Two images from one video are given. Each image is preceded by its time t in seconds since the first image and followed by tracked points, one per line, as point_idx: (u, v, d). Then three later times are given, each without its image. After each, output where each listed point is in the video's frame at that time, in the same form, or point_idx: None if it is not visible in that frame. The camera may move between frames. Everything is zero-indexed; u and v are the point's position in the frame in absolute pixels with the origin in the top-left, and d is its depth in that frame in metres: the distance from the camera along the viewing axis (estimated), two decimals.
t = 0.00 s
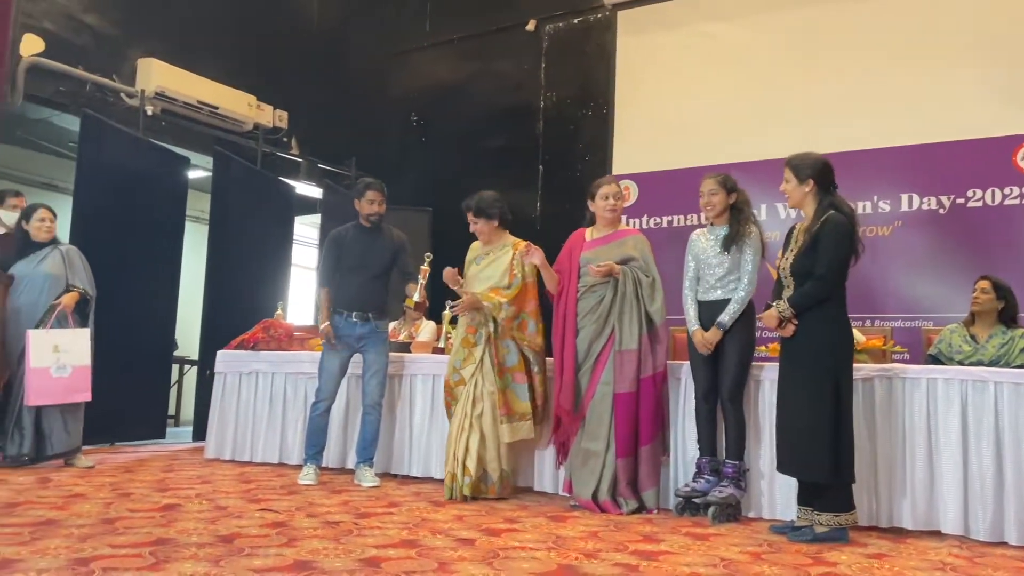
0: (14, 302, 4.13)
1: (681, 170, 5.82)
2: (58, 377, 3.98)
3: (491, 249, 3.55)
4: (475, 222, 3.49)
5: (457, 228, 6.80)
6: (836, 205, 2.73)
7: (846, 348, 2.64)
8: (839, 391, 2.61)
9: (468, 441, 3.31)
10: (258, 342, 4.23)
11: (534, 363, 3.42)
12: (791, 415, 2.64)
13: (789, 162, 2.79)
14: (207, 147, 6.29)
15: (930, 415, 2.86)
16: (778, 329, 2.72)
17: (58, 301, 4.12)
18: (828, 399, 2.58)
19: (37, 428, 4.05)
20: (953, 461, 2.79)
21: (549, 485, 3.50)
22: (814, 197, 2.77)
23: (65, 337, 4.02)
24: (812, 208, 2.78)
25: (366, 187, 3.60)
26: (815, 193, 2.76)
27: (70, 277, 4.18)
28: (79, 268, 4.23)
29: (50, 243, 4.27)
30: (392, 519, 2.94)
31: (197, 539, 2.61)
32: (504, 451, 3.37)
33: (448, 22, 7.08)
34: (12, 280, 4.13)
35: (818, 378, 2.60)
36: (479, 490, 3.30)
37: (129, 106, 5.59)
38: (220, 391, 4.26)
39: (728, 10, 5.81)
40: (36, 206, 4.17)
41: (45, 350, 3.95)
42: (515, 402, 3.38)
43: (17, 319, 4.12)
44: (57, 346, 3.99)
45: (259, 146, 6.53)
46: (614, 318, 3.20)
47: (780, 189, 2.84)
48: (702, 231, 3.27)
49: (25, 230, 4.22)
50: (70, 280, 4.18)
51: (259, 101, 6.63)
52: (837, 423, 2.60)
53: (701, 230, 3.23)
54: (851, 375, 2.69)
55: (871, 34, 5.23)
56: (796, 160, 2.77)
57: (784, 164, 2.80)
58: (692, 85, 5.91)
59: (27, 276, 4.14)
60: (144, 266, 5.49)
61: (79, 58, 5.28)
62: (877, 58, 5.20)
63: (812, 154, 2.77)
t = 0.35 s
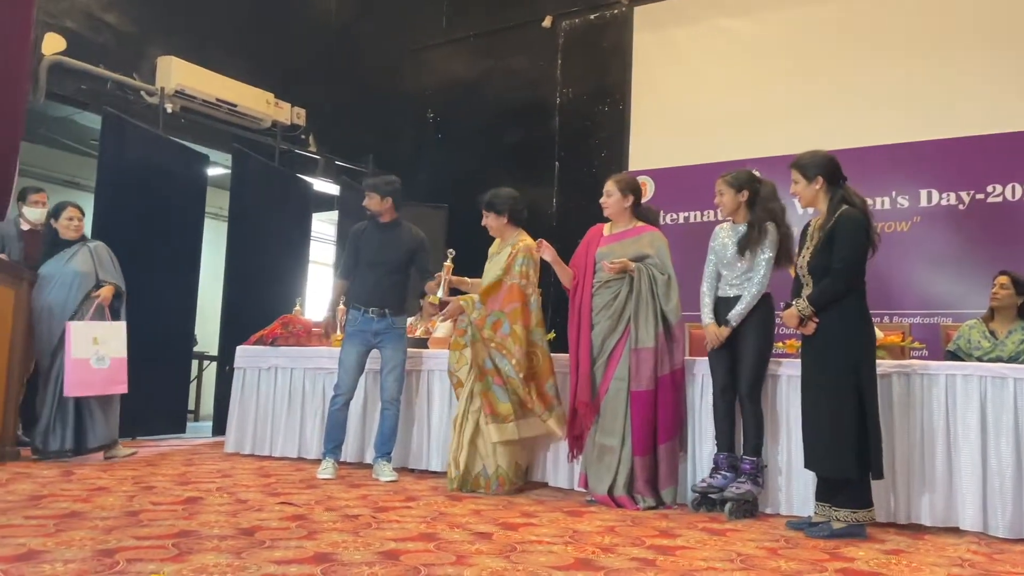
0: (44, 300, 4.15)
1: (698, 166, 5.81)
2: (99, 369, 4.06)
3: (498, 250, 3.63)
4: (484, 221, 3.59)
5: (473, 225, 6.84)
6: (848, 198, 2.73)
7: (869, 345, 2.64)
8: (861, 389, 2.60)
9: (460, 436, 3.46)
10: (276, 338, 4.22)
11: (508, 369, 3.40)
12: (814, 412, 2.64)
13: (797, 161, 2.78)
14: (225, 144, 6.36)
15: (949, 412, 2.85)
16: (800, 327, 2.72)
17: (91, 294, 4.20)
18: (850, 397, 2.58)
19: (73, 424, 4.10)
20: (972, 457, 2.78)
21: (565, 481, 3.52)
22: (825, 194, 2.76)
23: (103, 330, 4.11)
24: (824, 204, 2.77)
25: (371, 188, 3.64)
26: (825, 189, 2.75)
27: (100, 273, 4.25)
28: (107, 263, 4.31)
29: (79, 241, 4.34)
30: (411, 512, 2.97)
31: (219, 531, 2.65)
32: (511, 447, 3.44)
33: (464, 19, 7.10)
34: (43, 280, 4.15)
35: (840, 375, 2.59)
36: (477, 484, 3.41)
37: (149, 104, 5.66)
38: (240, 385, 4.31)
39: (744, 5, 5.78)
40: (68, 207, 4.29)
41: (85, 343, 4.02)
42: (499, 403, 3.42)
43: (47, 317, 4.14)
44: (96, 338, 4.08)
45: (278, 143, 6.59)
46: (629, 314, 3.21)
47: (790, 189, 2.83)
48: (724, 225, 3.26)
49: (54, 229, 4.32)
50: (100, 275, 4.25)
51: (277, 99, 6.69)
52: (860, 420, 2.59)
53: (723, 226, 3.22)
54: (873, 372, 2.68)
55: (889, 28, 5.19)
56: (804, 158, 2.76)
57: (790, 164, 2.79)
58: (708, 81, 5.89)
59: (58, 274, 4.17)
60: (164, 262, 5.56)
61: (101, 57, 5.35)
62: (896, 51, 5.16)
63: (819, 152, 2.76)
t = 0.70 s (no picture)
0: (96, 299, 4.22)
1: (709, 162, 5.84)
2: (140, 357, 4.04)
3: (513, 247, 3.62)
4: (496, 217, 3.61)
5: (484, 222, 6.89)
6: (866, 194, 2.75)
7: (875, 341, 2.66)
8: (867, 384, 2.63)
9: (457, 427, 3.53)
10: (291, 334, 4.31)
11: (505, 366, 3.45)
12: (821, 408, 2.66)
13: (816, 157, 2.80)
14: (238, 141, 6.41)
15: (959, 407, 2.87)
16: (807, 321, 2.76)
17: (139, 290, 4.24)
18: (855, 392, 2.60)
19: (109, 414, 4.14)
20: (982, 451, 2.81)
21: (577, 475, 3.57)
22: (845, 188, 2.78)
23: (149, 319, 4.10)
24: (843, 200, 2.79)
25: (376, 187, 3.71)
26: (845, 184, 2.77)
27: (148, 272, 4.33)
28: (156, 264, 4.41)
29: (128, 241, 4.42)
30: (425, 505, 3.01)
31: (238, 522, 2.69)
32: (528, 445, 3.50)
33: (476, 17, 7.14)
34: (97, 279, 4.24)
35: (845, 370, 2.62)
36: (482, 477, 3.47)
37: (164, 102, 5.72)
38: (254, 380, 4.37)
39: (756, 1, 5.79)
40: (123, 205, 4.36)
41: (132, 331, 4.01)
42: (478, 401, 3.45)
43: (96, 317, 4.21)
44: (142, 327, 4.07)
45: (290, 140, 6.64)
46: (636, 311, 3.24)
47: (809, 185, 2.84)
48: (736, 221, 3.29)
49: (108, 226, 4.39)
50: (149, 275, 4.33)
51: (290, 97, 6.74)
52: (865, 416, 2.61)
53: (735, 221, 3.26)
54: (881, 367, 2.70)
55: (900, 25, 5.20)
56: (823, 154, 2.78)
57: (809, 161, 2.81)
58: (719, 78, 5.91)
59: (110, 273, 4.25)
60: (179, 258, 5.63)
61: (116, 56, 5.41)
62: (907, 47, 5.16)
63: (839, 148, 2.78)
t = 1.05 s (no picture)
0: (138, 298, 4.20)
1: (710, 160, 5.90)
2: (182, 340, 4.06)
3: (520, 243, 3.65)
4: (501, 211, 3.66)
5: (488, 219, 6.95)
6: (867, 194, 2.79)
7: (865, 339, 2.71)
8: (857, 380, 2.69)
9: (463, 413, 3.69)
10: (296, 330, 4.40)
11: (502, 356, 3.51)
12: (813, 405, 2.72)
13: (819, 156, 2.84)
14: (242, 140, 6.48)
15: (951, 403, 2.93)
16: (800, 316, 2.81)
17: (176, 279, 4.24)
18: (846, 388, 2.66)
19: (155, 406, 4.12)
20: (972, 445, 2.87)
21: (577, 470, 3.63)
22: (847, 187, 2.83)
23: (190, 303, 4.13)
24: (844, 199, 2.84)
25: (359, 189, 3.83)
26: (847, 183, 2.82)
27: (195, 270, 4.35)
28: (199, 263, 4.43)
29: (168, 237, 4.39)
30: (426, 498, 3.08)
31: (244, 514, 2.76)
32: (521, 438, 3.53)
33: (479, 16, 7.21)
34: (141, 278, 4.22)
35: (837, 368, 2.67)
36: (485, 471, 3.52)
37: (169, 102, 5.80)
38: (259, 376, 4.44)
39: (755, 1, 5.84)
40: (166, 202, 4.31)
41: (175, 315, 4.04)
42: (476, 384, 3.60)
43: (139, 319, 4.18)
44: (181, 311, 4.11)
45: (294, 139, 6.71)
46: (634, 308, 3.31)
47: (812, 183, 2.89)
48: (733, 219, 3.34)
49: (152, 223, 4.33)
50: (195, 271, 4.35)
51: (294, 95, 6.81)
52: (855, 412, 2.67)
53: (732, 219, 3.31)
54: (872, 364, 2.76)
55: (899, 25, 5.25)
56: (827, 154, 2.83)
57: (812, 160, 2.86)
58: (718, 77, 5.96)
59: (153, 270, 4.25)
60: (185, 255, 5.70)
61: (123, 55, 5.47)
62: (905, 47, 5.22)
63: (842, 147, 2.83)
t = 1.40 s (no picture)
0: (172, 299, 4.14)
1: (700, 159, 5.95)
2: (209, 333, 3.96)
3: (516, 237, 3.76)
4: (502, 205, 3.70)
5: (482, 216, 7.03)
6: (850, 195, 2.87)
7: (844, 336, 2.80)
8: (836, 375, 2.78)
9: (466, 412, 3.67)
10: (291, 327, 4.45)
11: (518, 343, 3.58)
12: (793, 398, 2.80)
13: (805, 157, 2.91)
14: (239, 139, 6.54)
15: (929, 397, 3.01)
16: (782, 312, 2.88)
17: (212, 276, 4.20)
18: (825, 382, 2.74)
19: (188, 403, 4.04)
20: (949, 439, 2.95)
21: (567, 463, 3.71)
22: (831, 187, 2.90)
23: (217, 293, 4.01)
24: (829, 199, 2.91)
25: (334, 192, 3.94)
26: (832, 184, 2.89)
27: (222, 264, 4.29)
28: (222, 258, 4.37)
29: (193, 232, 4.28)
30: (418, 490, 3.16)
31: (240, 505, 2.83)
32: (509, 430, 3.60)
33: (473, 15, 7.27)
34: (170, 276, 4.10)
35: (818, 363, 2.75)
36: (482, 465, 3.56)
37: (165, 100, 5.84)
38: (254, 372, 4.51)
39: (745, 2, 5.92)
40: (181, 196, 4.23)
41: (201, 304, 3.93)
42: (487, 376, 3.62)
43: (174, 318, 4.11)
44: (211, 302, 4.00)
45: (290, 137, 6.77)
46: (623, 305, 3.39)
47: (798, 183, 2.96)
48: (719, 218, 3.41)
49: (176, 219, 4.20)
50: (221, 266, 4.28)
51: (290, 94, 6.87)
52: (834, 405, 2.76)
53: (718, 218, 3.38)
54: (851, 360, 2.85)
55: (885, 27, 5.33)
56: (812, 155, 2.90)
57: (799, 161, 2.93)
58: (709, 77, 6.04)
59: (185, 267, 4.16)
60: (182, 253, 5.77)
61: (120, 55, 5.53)
62: (891, 49, 5.31)
63: (827, 149, 2.90)
